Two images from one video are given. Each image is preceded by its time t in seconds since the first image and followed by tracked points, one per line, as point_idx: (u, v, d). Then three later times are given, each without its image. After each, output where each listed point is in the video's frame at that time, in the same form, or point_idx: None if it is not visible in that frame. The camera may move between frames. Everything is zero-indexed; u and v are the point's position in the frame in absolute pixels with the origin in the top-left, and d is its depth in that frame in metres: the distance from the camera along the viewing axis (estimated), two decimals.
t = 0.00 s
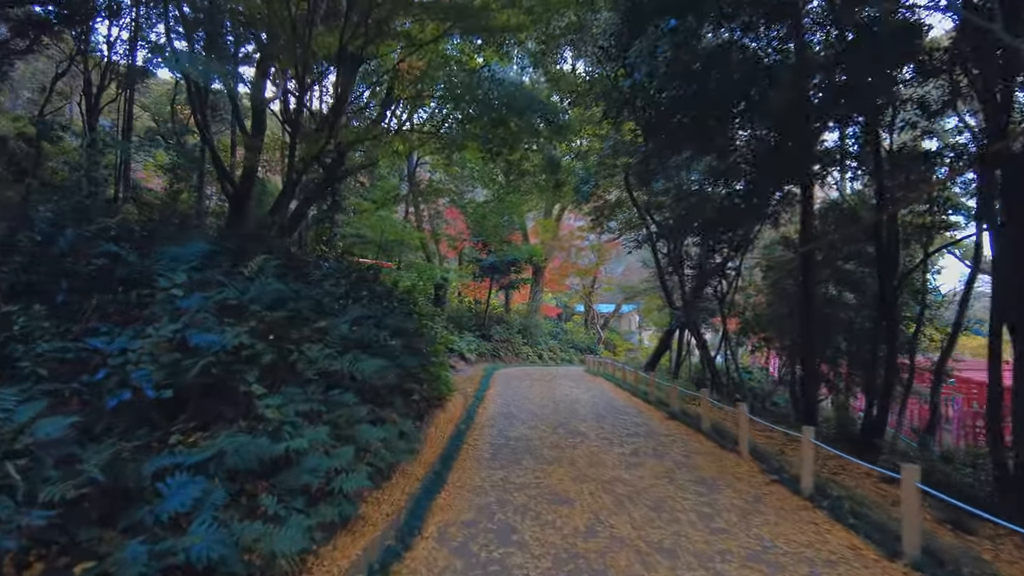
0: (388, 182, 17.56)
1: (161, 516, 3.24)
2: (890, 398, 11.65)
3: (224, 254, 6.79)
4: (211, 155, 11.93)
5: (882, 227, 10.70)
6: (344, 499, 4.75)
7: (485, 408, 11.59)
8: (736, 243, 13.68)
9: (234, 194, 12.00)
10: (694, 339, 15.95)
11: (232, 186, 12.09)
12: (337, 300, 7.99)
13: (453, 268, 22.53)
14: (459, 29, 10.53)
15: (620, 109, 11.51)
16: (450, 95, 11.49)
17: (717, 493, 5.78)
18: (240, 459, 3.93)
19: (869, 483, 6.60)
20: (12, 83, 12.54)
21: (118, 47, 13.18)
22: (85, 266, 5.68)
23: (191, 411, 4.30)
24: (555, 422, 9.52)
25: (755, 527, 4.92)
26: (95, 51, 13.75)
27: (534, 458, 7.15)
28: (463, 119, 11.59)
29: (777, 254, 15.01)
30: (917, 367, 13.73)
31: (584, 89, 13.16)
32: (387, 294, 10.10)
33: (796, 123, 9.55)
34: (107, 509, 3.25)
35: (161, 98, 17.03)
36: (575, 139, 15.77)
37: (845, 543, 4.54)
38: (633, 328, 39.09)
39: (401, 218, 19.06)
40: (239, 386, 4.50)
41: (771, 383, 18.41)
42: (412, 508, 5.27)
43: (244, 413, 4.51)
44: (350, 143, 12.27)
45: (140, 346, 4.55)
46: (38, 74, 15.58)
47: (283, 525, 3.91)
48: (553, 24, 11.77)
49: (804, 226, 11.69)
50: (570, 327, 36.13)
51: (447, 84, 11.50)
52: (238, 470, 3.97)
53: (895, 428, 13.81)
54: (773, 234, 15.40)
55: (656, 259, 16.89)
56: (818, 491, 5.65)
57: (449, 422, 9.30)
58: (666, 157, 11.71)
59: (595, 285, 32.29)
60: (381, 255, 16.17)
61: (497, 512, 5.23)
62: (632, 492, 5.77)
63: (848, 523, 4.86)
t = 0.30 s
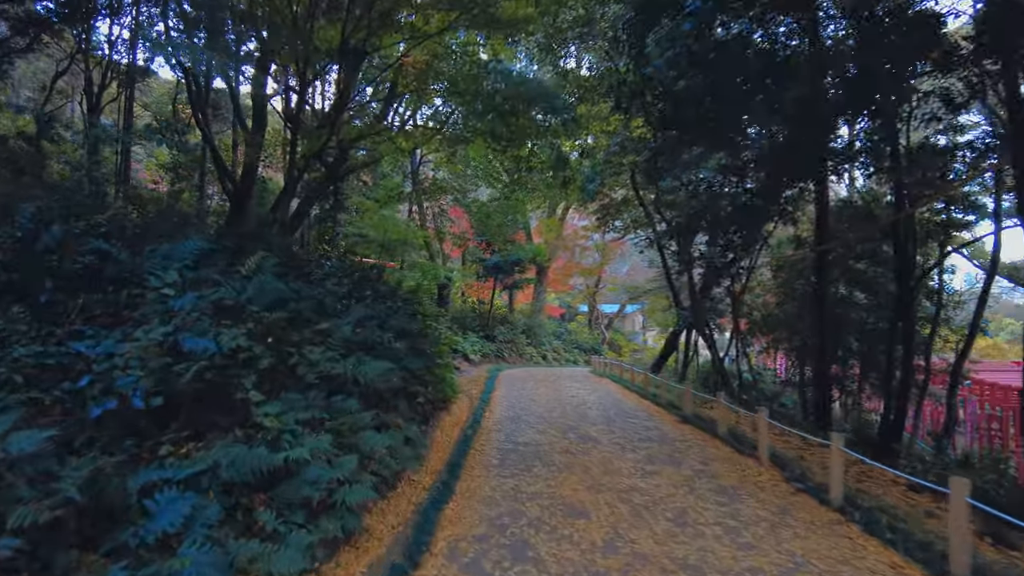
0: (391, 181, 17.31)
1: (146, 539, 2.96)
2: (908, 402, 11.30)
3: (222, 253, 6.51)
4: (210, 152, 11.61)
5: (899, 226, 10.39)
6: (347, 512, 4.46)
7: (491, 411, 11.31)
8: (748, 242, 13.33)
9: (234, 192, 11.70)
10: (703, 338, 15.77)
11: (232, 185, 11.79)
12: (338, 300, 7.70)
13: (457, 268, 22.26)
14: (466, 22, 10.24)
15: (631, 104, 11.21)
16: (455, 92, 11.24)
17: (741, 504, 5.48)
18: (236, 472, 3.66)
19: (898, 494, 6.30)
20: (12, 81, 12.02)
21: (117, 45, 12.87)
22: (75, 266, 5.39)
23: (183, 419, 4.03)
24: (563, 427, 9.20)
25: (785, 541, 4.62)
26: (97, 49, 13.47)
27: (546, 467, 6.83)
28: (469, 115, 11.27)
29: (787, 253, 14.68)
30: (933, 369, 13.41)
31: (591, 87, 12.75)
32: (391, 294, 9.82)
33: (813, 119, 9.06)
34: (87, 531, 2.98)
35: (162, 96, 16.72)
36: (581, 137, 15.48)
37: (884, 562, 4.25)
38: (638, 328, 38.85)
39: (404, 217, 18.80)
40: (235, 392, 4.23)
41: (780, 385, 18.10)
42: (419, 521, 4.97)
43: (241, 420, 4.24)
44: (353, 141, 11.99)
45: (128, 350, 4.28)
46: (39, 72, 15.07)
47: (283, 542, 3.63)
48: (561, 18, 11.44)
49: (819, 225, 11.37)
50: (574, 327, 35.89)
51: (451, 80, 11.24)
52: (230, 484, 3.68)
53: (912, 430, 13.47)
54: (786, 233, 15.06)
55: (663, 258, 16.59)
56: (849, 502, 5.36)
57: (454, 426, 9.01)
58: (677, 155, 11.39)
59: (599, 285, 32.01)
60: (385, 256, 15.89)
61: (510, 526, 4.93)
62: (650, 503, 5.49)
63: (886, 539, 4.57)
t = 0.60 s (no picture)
0: (395, 179, 17.04)
1: (140, 558, 2.67)
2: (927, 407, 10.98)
3: (223, 249, 6.23)
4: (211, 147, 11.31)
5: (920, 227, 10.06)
6: (356, 525, 4.16)
7: (499, 413, 11.01)
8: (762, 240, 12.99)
9: (236, 188, 11.40)
10: (713, 339, 15.45)
11: (234, 181, 11.50)
12: (342, 299, 7.41)
13: (461, 268, 21.95)
14: (476, 13, 9.92)
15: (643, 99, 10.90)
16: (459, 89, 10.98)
17: (770, 515, 5.18)
18: (238, 483, 3.37)
19: (932, 502, 6.01)
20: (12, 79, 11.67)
21: (116, 39, 12.54)
22: (68, 264, 5.11)
23: (181, 426, 3.76)
24: (576, 431, 8.87)
25: (823, 556, 4.33)
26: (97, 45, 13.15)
27: (562, 474, 6.51)
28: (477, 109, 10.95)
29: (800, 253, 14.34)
30: (951, 371, 13.08)
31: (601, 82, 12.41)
32: (397, 293, 9.53)
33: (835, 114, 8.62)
34: (73, 550, 2.70)
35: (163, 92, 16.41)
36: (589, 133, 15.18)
37: None
38: (642, 329, 38.53)
39: (408, 216, 18.50)
40: (236, 396, 3.95)
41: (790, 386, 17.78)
42: (432, 534, 4.67)
43: (242, 427, 3.96)
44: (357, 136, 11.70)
45: (122, 352, 4.00)
46: (40, 70, 14.70)
47: (289, 558, 3.35)
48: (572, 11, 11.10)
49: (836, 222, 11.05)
50: (578, 327, 35.57)
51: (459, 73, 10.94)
52: (231, 496, 3.40)
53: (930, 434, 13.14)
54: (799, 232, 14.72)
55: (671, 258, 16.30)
56: (886, 513, 5.08)
57: (462, 429, 8.72)
58: (692, 150, 11.06)
59: (603, 285, 31.70)
60: (389, 254, 15.59)
61: (528, 539, 4.63)
62: (675, 513, 5.20)
63: (933, 554, 4.29)
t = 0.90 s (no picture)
0: (395, 178, 16.75)
1: None
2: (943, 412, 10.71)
3: (219, 248, 5.94)
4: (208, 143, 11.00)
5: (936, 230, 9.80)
6: (360, 542, 3.88)
7: (504, 417, 10.74)
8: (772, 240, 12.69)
9: (234, 186, 11.11)
10: (721, 340, 15.15)
11: (232, 178, 11.21)
12: (343, 300, 7.13)
13: (462, 268, 21.66)
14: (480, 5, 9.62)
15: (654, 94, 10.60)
16: (462, 85, 10.74)
17: (796, 528, 4.91)
18: (233, 500, 3.09)
19: (962, 514, 5.73)
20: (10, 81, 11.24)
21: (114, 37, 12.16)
22: (51, 262, 4.82)
23: (171, 437, 3.48)
24: (584, 437, 8.57)
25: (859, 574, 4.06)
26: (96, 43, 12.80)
27: (573, 483, 6.21)
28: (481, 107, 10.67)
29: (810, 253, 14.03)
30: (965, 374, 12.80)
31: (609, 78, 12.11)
32: (400, 294, 9.26)
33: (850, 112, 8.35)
34: None
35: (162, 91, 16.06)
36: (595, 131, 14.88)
37: None
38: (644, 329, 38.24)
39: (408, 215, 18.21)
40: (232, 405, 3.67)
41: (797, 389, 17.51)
42: (441, 551, 4.40)
43: (238, 438, 3.68)
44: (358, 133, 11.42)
45: (108, 357, 3.72)
46: (37, 67, 14.35)
47: None
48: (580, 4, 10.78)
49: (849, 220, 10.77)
50: (579, 328, 35.29)
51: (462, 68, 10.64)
52: (225, 514, 3.11)
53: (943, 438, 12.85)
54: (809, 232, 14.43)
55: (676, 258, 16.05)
56: (919, 527, 4.80)
57: (467, 434, 8.44)
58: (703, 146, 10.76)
59: (605, 286, 31.42)
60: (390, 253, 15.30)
61: (542, 557, 4.36)
62: (696, 526, 4.92)
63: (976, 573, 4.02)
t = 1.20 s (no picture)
0: (392, 176, 16.47)
1: None
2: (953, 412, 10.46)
3: (207, 244, 5.65)
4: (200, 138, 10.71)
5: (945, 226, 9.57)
6: (356, 555, 3.62)
7: (504, 419, 10.46)
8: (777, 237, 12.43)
9: (227, 181, 10.81)
10: (723, 340, 14.91)
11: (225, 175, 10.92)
12: (338, 298, 6.86)
13: (460, 267, 21.40)
14: None
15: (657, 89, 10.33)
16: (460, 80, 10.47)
17: (817, 537, 4.66)
18: (217, 515, 2.83)
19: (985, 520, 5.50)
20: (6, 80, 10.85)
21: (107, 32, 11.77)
22: (22, 256, 4.52)
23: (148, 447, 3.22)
24: (587, 439, 8.28)
25: None
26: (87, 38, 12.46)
27: (579, 489, 5.93)
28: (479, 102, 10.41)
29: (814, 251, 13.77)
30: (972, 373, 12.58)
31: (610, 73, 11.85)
32: (398, 293, 8.99)
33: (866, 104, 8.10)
34: None
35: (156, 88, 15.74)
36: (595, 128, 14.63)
37: None
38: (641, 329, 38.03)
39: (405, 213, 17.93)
40: (215, 411, 3.42)
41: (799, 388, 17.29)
42: (443, 564, 4.13)
43: (222, 447, 3.43)
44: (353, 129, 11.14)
45: (79, 360, 3.45)
46: (26, 64, 13.99)
47: None
48: None
49: (856, 217, 10.51)
50: (577, 328, 35.05)
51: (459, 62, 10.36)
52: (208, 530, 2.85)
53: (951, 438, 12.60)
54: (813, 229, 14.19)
55: (677, 257, 15.81)
56: (947, 536, 4.56)
57: (467, 437, 8.17)
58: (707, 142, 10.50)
59: (603, 285, 31.20)
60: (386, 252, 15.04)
61: (550, 570, 4.10)
62: (711, 535, 4.67)
63: None
